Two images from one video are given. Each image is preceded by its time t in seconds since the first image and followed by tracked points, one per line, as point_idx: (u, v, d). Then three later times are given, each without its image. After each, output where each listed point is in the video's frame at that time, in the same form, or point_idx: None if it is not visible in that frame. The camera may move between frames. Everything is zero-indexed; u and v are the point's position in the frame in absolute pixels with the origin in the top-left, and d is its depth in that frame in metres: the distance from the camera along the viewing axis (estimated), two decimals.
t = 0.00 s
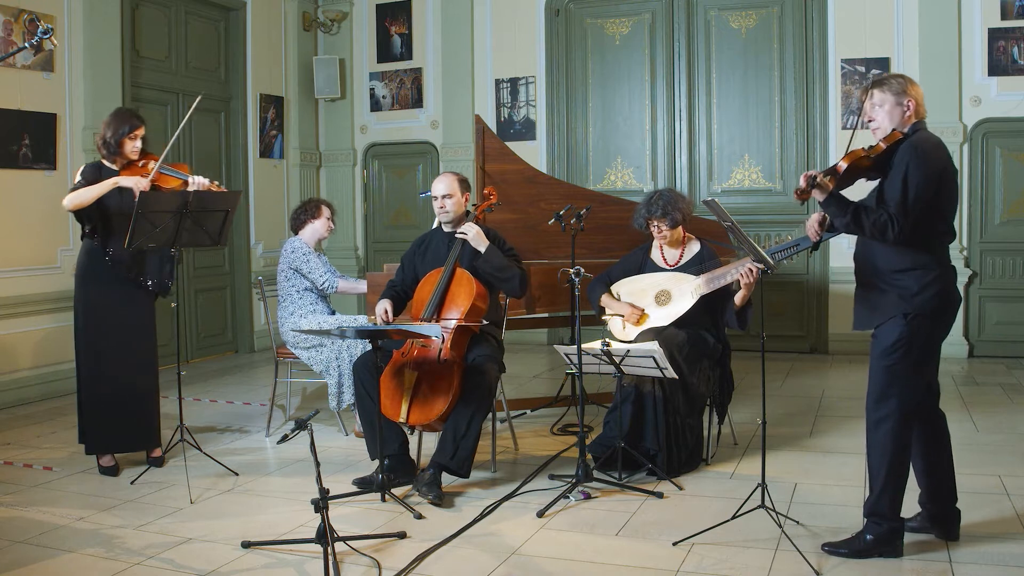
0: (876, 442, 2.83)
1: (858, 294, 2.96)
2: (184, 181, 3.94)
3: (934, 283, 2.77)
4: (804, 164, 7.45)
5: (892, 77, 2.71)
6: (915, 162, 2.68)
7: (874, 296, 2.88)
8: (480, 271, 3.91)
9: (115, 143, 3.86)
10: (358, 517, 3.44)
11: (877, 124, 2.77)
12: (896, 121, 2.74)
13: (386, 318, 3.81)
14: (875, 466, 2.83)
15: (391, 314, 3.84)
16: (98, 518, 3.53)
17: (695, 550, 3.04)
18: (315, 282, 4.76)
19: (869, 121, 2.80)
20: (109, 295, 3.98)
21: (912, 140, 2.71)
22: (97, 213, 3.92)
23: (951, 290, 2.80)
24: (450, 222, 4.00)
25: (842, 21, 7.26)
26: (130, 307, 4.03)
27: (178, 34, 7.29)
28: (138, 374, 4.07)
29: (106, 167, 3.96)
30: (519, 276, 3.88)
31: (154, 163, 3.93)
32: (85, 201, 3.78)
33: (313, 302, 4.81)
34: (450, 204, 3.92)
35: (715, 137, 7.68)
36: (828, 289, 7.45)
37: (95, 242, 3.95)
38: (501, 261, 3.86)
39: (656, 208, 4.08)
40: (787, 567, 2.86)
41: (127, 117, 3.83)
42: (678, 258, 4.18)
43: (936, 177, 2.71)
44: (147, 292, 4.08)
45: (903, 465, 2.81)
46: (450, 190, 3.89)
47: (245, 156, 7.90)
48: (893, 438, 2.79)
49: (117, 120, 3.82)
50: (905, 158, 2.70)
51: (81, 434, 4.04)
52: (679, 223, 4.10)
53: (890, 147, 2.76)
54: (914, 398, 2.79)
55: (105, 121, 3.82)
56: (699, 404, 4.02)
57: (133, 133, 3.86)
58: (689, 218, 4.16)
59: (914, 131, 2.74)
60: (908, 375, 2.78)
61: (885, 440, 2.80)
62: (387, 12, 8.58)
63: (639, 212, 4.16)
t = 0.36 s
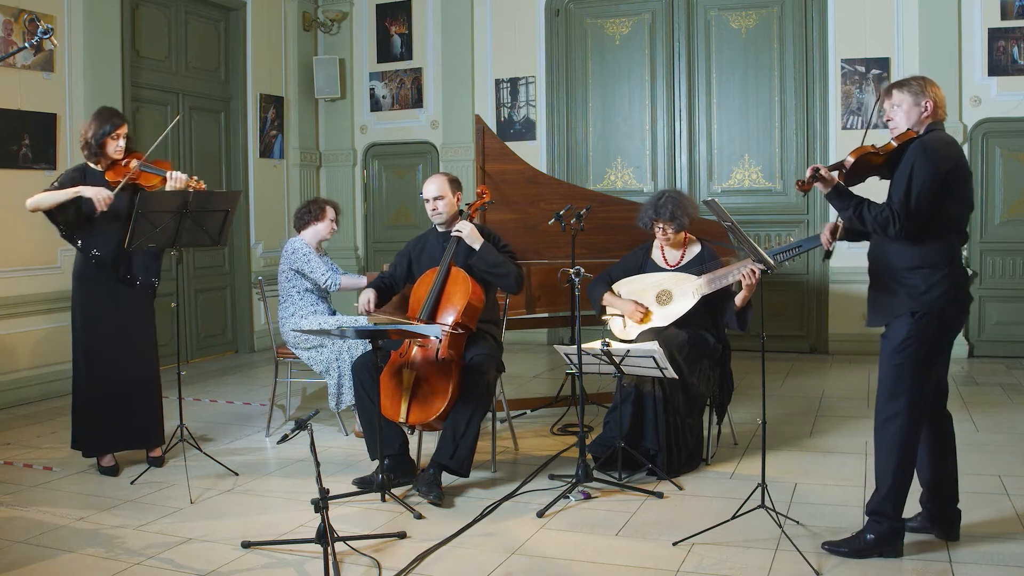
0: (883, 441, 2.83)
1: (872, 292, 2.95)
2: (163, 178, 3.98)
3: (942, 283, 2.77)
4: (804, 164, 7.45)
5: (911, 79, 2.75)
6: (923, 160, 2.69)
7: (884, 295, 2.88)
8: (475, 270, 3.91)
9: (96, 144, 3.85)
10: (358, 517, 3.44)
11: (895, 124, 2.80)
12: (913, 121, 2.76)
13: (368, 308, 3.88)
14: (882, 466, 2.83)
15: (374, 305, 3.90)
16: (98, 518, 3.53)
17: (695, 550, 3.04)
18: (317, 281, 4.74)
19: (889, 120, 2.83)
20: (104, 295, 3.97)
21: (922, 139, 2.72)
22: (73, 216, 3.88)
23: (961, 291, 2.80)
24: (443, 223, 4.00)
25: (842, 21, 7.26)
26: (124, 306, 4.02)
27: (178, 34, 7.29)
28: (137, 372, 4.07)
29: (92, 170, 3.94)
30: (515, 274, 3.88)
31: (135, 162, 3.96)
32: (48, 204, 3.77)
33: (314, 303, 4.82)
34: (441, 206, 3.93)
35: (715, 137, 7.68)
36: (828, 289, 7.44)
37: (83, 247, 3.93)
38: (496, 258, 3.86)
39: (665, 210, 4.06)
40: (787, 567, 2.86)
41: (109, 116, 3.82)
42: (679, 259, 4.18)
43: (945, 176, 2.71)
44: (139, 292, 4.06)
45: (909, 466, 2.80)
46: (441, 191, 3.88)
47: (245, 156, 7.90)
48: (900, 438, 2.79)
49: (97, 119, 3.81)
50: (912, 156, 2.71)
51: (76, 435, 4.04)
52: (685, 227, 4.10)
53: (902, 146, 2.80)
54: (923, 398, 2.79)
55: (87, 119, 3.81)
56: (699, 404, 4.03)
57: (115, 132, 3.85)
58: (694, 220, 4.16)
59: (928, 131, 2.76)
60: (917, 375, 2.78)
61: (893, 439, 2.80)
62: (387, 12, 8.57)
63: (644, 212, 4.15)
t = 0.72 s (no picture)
0: (894, 439, 2.83)
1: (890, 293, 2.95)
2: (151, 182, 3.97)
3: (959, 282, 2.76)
4: (804, 164, 7.45)
5: (910, 85, 2.77)
6: (931, 167, 2.69)
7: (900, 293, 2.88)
8: (473, 270, 3.91)
9: (87, 145, 3.85)
10: (358, 517, 3.44)
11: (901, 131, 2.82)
12: (917, 126, 2.77)
13: (351, 317, 3.82)
14: (893, 465, 2.83)
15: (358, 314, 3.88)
16: (98, 518, 3.53)
17: (695, 550, 3.04)
18: (314, 287, 4.76)
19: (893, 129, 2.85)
20: (101, 295, 3.98)
21: (927, 143, 2.73)
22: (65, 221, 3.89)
23: (978, 291, 2.79)
24: (439, 223, 4.01)
25: (843, 21, 7.25)
26: (121, 305, 4.02)
27: (178, 34, 7.29)
28: (135, 372, 4.07)
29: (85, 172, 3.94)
30: (512, 274, 3.87)
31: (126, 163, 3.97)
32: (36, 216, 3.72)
33: (314, 305, 4.82)
34: (438, 207, 3.93)
35: (715, 137, 7.68)
36: (828, 289, 7.44)
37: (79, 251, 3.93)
38: (492, 258, 3.86)
39: (672, 212, 4.06)
40: (787, 567, 2.86)
41: (101, 116, 3.81)
42: (680, 260, 4.18)
43: (955, 178, 2.71)
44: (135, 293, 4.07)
45: (920, 467, 2.80)
46: (438, 192, 3.89)
47: (245, 156, 7.90)
48: (911, 437, 2.79)
49: (89, 119, 3.81)
50: (919, 160, 2.72)
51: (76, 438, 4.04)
52: (693, 229, 4.11)
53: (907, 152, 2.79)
54: (935, 398, 2.79)
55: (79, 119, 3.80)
56: (699, 404, 4.03)
57: (107, 133, 3.84)
58: (698, 222, 4.16)
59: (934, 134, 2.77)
60: (931, 374, 2.78)
61: (904, 438, 2.80)
62: (387, 12, 8.58)
63: (650, 211, 4.15)
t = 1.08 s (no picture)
0: (911, 441, 2.84)
1: (893, 293, 2.96)
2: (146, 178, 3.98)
3: (960, 285, 2.76)
4: (804, 164, 7.45)
5: (924, 79, 2.74)
6: (938, 168, 2.69)
7: (902, 291, 2.90)
8: (473, 271, 3.91)
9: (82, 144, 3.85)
10: (358, 517, 3.44)
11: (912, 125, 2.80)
12: (929, 122, 2.76)
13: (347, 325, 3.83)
14: (915, 466, 2.84)
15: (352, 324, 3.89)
16: (98, 518, 3.53)
17: (695, 550, 3.04)
18: (316, 286, 4.77)
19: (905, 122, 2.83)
20: (99, 295, 3.97)
21: (936, 142, 2.72)
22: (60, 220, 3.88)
23: (979, 291, 2.79)
24: (439, 224, 4.01)
25: (843, 21, 7.25)
26: (118, 305, 4.02)
27: (178, 34, 7.29)
28: (132, 371, 4.07)
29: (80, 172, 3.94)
30: (512, 274, 3.87)
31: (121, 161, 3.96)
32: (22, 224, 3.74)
33: (314, 305, 4.82)
34: (438, 208, 3.93)
35: (715, 137, 7.68)
36: (828, 289, 7.44)
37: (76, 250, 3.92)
38: (491, 259, 3.86)
39: (671, 211, 4.06)
40: (787, 567, 2.86)
41: (96, 115, 3.80)
42: (681, 259, 4.18)
43: (961, 179, 2.71)
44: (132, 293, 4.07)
45: (942, 464, 2.81)
46: (438, 193, 3.89)
47: (245, 156, 7.90)
48: (928, 436, 2.80)
49: (83, 118, 3.80)
50: (926, 159, 2.71)
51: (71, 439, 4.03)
52: (693, 229, 4.11)
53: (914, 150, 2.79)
54: (943, 397, 2.80)
55: (74, 118, 3.80)
56: (699, 404, 4.03)
57: (102, 132, 3.83)
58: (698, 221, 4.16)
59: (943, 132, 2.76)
60: (934, 376, 2.78)
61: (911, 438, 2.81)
62: (387, 12, 8.57)
63: (650, 211, 4.15)
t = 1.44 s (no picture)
0: (916, 443, 2.84)
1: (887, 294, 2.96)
2: (152, 174, 4.01)
3: (959, 286, 2.77)
4: (804, 164, 7.45)
5: (925, 73, 2.74)
6: (942, 169, 2.68)
7: (897, 292, 2.90)
8: (473, 271, 3.91)
9: (81, 144, 3.85)
10: (358, 517, 3.44)
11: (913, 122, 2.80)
12: (929, 119, 2.76)
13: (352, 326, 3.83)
14: (918, 468, 2.84)
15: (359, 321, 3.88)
16: (98, 518, 3.53)
17: (695, 550, 3.04)
18: (316, 287, 4.77)
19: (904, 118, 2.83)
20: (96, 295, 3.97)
21: (940, 140, 2.71)
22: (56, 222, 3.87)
23: (979, 291, 2.79)
24: (440, 225, 4.01)
25: (843, 21, 7.25)
26: (115, 306, 4.01)
27: (178, 34, 7.29)
28: (129, 372, 4.07)
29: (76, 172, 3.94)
30: (512, 275, 3.87)
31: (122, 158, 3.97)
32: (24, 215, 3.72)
33: (314, 305, 4.83)
34: (438, 210, 3.93)
35: (715, 137, 7.68)
36: (828, 289, 7.44)
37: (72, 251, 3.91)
38: (492, 259, 3.86)
39: (668, 211, 4.06)
40: (787, 567, 2.86)
41: (94, 115, 3.81)
42: (680, 259, 4.18)
43: (965, 182, 2.70)
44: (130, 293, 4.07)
45: (945, 467, 2.81)
46: (437, 195, 3.89)
47: (245, 156, 7.90)
48: (932, 438, 2.80)
49: (82, 118, 3.80)
50: (931, 159, 2.70)
51: (69, 439, 4.04)
52: (688, 229, 4.10)
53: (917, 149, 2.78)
54: (948, 399, 2.81)
55: (72, 118, 3.79)
56: (699, 404, 4.03)
57: (101, 131, 3.84)
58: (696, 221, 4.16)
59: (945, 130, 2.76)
60: (937, 379, 2.78)
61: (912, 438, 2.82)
62: (387, 12, 8.57)
63: (647, 212, 4.16)
